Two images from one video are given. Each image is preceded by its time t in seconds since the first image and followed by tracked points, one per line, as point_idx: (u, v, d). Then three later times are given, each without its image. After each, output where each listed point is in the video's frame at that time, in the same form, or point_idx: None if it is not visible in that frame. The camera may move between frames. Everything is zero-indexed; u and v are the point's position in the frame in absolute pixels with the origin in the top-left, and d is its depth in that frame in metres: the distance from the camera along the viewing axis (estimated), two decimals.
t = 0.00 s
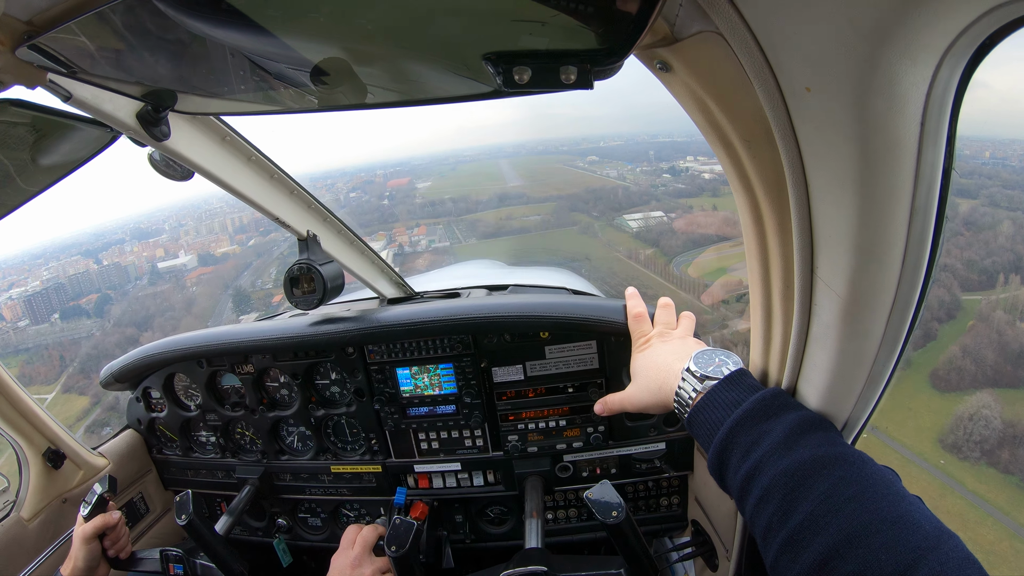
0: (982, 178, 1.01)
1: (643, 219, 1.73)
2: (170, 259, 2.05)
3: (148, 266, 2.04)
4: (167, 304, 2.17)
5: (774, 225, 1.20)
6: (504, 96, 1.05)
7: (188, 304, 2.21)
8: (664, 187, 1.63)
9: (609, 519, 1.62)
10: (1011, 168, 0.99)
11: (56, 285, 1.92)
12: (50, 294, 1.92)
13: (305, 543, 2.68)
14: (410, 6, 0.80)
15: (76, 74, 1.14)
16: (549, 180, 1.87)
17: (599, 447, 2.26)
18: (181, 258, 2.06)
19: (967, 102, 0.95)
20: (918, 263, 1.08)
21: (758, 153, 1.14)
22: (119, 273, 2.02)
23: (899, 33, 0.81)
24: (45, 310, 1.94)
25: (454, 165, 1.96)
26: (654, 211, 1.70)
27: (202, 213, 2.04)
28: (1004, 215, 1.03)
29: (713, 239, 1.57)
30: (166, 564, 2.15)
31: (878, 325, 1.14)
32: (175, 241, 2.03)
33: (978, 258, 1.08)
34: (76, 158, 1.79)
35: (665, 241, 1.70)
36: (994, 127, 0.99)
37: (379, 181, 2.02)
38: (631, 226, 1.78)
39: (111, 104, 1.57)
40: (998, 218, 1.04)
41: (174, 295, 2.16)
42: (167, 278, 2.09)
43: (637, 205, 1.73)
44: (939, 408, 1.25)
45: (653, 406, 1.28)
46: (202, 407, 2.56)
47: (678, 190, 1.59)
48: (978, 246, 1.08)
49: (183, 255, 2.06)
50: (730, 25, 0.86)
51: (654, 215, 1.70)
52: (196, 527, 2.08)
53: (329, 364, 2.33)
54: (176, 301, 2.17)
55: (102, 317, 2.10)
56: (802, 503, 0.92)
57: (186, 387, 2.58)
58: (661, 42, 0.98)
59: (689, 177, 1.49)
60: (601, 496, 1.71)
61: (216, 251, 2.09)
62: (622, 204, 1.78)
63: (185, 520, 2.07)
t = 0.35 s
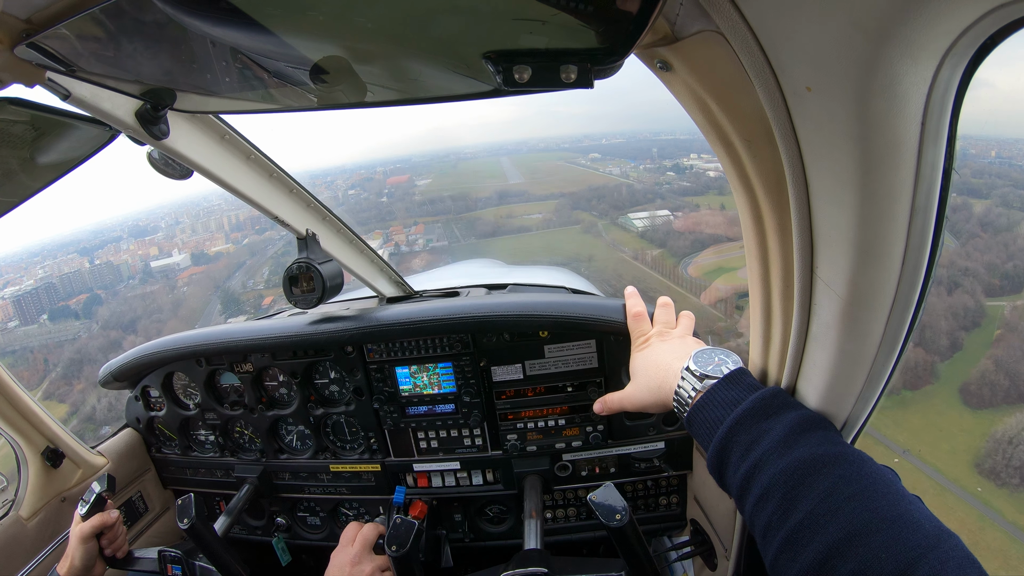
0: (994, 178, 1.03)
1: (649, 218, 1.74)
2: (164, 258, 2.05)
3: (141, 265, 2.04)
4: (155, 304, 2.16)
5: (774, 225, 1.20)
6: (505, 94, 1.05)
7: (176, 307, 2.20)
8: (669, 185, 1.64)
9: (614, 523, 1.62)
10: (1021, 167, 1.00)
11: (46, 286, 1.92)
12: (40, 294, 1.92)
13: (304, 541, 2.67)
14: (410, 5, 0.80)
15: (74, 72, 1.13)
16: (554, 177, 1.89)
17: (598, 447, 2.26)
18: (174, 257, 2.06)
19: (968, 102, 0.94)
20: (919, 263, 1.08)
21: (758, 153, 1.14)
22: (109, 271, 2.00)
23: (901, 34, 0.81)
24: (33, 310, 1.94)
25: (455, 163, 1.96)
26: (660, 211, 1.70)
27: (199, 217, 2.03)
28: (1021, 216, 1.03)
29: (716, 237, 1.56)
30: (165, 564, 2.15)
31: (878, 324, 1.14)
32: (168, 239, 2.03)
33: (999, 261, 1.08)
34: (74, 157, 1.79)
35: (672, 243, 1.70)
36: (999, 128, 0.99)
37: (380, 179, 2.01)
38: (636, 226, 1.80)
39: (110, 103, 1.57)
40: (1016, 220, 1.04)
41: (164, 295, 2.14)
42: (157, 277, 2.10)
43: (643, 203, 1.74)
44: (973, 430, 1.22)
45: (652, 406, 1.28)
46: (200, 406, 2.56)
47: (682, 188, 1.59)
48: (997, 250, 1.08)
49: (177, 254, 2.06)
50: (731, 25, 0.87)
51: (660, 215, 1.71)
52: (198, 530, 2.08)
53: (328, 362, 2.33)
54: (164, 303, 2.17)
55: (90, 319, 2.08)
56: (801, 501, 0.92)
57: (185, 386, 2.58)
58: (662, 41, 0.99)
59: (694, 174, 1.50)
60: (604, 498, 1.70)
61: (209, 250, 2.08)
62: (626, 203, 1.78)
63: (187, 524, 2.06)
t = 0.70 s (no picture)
0: (1009, 167, 0.98)
1: (658, 213, 1.72)
2: (161, 261, 2.06)
3: (138, 269, 2.05)
4: (146, 312, 2.22)
5: (777, 211, 1.20)
6: (503, 81, 1.04)
7: (167, 310, 2.28)
8: (676, 178, 1.60)
9: (617, 514, 1.62)
10: None
11: (42, 292, 1.93)
12: (35, 301, 1.93)
13: (308, 535, 2.68)
14: None
15: (69, 65, 1.13)
16: (555, 172, 1.87)
17: (600, 438, 2.25)
18: (172, 261, 2.08)
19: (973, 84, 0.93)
20: (924, 248, 1.07)
21: (760, 138, 1.13)
22: (106, 277, 2.02)
23: (903, 14, 0.80)
24: (28, 319, 1.96)
25: (456, 161, 1.95)
26: (669, 205, 1.69)
27: (199, 218, 2.03)
28: None
29: (721, 223, 1.56)
30: (167, 559, 2.12)
31: (882, 311, 1.13)
32: (167, 243, 2.05)
33: None
34: (72, 153, 1.78)
35: (683, 239, 1.70)
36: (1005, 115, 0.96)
37: (382, 176, 2.02)
38: (646, 222, 1.75)
39: (105, 95, 1.55)
40: None
41: (160, 301, 2.21)
42: (153, 282, 2.12)
43: (651, 198, 1.70)
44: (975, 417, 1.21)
45: (654, 396, 1.28)
46: (203, 400, 2.56)
47: (690, 181, 1.57)
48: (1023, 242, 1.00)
49: (175, 257, 2.07)
50: (731, 7, 0.86)
51: (669, 209, 1.70)
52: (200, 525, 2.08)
53: (330, 355, 2.33)
54: (155, 311, 2.25)
55: (83, 327, 2.11)
56: (805, 493, 0.92)
57: (187, 381, 2.58)
58: (661, 25, 0.98)
59: (700, 168, 1.50)
60: (607, 490, 1.70)
61: (206, 253, 2.08)
62: (632, 195, 1.73)
63: (189, 519, 2.07)
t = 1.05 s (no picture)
0: None
1: (676, 209, 1.70)
2: (164, 257, 2.08)
3: (141, 265, 2.07)
4: (142, 310, 2.26)
5: (797, 202, 1.18)
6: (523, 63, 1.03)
7: (160, 309, 2.31)
8: (692, 172, 1.60)
9: (627, 506, 1.61)
10: None
11: (45, 288, 1.92)
12: (36, 298, 1.92)
13: (315, 523, 2.69)
14: None
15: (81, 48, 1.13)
16: (564, 166, 1.85)
17: (610, 430, 2.25)
18: (175, 256, 2.09)
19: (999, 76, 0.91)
20: (945, 243, 1.05)
21: (782, 126, 1.11)
22: (109, 273, 2.04)
23: None
24: (28, 314, 1.95)
25: (467, 153, 1.97)
26: (687, 201, 1.67)
27: (205, 209, 2.05)
28: None
29: (736, 214, 1.55)
30: (176, 546, 2.11)
31: (901, 305, 1.12)
32: (172, 239, 2.05)
33: None
34: (80, 140, 1.78)
35: (701, 235, 1.67)
36: None
37: (391, 170, 2.03)
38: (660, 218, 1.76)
39: (117, 78, 1.55)
40: None
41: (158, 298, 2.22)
42: (154, 278, 2.13)
43: (666, 192, 1.71)
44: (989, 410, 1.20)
45: (668, 388, 1.27)
46: (212, 387, 2.57)
47: (706, 175, 1.57)
48: None
49: (178, 253, 2.08)
50: None
51: (686, 205, 1.68)
52: (208, 512, 2.10)
53: (340, 343, 2.33)
54: (151, 308, 2.27)
55: (80, 325, 2.06)
56: (819, 488, 0.91)
57: (196, 367, 2.59)
58: (684, 8, 0.97)
59: (716, 162, 1.49)
60: (618, 482, 1.68)
61: (210, 249, 2.11)
62: (646, 188, 1.76)
63: (197, 506, 2.08)
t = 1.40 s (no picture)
0: None
1: (791, 209, 1.66)
2: (265, 235, 2.27)
3: (243, 241, 2.27)
4: (235, 286, 2.39)
5: (960, 205, 1.15)
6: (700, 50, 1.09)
7: (253, 285, 2.46)
8: (810, 169, 1.60)
9: (747, 505, 1.60)
10: None
11: (149, 260, 2.11)
12: (139, 268, 2.13)
13: (414, 498, 2.76)
14: None
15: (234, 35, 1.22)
16: (673, 157, 1.91)
17: (723, 428, 2.23)
18: (274, 235, 2.27)
19: None
20: None
21: (954, 126, 1.09)
22: (210, 248, 2.21)
23: None
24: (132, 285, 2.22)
25: (575, 141, 2.11)
26: (804, 199, 1.64)
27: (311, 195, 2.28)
28: None
29: (865, 214, 1.48)
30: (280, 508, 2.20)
31: None
32: (274, 218, 2.24)
33: None
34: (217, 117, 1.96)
35: (819, 240, 1.59)
36: None
37: (499, 156, 2.31)
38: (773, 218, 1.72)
39: (272, 53, 1.76)
40: None
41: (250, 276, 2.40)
42: (252, 256, 2.33)
43: (780, 189, 1.70)
44: None
45: (794, 391, 1.18)
46: (327, 357, 2.71)
47: (824, 173, 1.56)
48: None
49: (278, 231, 2.27)
50: None
51: (803, 205, 1.64)
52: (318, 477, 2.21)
53: (461, 323, 2.40)
54: (243, 283, 2.40)
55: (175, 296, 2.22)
56: (950, 501, 0.87)
57: (311, 338, 2.72)
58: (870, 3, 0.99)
59: (832, 158, 1.50)
60: (736, 482, 1.67)
61: (309, 229, 2.29)
62: (757, 185, 1.76)
63: (308, 471, 2.21)
